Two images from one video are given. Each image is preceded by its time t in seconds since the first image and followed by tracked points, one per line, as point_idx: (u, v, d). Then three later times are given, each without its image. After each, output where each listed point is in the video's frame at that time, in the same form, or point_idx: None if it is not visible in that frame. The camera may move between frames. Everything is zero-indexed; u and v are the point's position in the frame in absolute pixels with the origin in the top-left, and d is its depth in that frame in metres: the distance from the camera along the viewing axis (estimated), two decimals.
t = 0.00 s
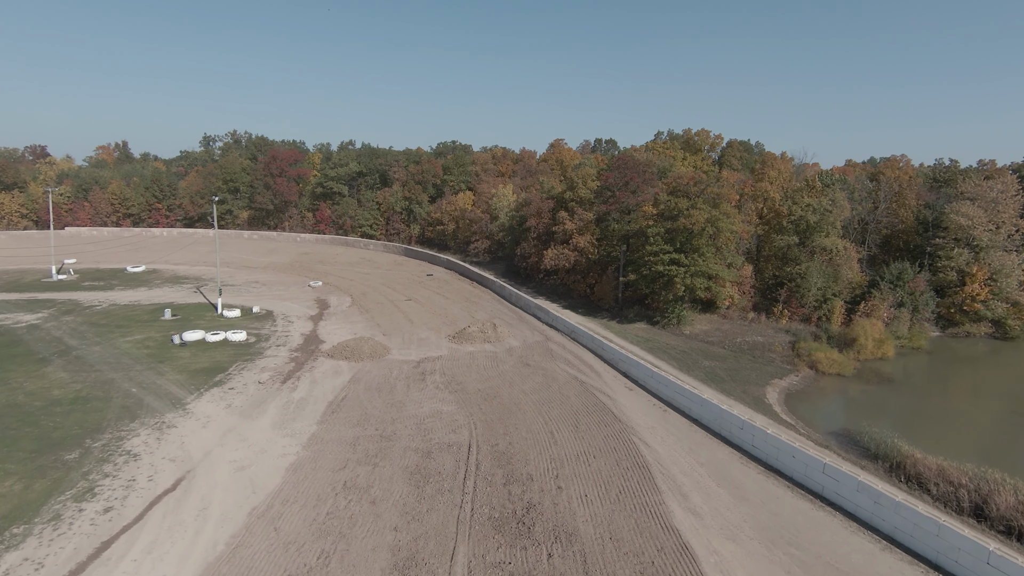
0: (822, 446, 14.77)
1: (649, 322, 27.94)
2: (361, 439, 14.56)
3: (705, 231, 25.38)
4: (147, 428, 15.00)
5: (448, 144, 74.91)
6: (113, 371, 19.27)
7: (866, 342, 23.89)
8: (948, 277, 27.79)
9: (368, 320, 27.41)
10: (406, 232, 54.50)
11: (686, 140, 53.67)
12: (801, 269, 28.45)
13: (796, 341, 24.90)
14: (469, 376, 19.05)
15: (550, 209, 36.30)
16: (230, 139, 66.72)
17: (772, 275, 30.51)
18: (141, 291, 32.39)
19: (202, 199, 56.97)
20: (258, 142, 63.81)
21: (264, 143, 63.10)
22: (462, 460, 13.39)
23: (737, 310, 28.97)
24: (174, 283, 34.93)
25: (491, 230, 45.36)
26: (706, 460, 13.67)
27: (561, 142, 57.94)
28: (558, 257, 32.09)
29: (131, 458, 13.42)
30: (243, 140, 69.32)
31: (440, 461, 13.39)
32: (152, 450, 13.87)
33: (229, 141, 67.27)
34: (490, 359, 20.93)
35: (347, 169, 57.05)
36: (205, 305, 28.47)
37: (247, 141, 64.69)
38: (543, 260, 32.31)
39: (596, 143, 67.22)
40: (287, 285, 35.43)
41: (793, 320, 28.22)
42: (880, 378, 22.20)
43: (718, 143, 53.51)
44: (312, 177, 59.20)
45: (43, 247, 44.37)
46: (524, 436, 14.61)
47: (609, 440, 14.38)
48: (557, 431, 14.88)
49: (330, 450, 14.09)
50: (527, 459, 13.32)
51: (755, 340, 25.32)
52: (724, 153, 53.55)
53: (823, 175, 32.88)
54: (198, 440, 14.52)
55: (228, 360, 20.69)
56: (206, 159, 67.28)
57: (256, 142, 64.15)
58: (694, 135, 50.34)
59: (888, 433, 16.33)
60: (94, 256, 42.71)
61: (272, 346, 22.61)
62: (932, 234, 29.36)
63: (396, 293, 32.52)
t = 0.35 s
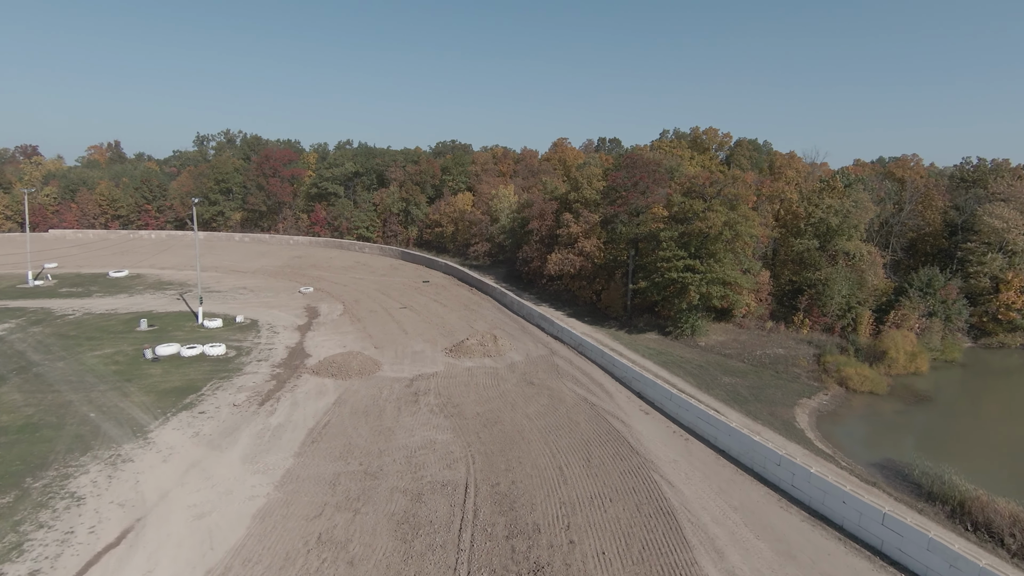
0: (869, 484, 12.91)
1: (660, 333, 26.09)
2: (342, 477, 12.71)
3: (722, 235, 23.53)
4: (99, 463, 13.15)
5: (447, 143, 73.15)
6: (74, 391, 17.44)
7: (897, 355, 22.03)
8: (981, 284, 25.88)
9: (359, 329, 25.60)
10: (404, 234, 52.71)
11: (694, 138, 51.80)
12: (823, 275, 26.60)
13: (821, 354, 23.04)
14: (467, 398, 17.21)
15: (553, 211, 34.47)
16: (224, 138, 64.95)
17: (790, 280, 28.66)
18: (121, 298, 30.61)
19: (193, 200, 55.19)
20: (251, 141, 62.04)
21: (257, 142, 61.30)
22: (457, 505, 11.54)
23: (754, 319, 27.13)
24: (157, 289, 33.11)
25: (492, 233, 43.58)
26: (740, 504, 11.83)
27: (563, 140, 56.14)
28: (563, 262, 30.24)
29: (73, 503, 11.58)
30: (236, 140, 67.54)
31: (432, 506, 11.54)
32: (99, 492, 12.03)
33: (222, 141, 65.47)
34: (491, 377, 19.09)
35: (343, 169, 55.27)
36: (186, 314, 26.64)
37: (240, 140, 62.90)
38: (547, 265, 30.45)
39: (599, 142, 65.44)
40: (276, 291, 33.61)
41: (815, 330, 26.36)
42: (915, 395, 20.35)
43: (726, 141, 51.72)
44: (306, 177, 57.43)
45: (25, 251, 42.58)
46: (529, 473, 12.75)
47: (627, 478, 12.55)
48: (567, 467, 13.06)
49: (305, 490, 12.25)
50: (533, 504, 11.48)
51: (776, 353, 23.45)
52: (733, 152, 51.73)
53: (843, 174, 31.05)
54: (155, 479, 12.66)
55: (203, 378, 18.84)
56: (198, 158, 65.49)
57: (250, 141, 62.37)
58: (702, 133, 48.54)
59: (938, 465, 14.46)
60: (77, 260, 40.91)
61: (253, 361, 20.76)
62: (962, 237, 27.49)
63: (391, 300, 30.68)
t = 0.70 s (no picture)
0: (939, 537, 11.01)
1: (679, 345, 24.17)
2: (322, 527, 10.90)
3: (749, 240, 21.56)
4: (43, 507, 11.38)
5: (452, 143, 71.41)
6: (33, 414, 15.72)
7: (944, 374, 20.01)
8: None
9: (355, 341, 23.80)
10: (407, 236, 50.99)
11: (710, 138, 49.77)
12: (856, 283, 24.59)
13: (858, 371, 21.05)
14: (470, 424, 15.38)
15: (563, 213, 32.59)
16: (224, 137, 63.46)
17: (819, 289, 26.66)
18: (106, 305, 29.01)
19: (191, 201, 53.68)
20: (252, 140, 60.49)
21: (257, 141, 59.70)
22: (455, 567, 9.69)
23: (780, 330, 25.17)
24: (146, 295, 31.49)
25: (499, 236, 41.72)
26: (791, 566, 9.93)
27: (573, 139, 54.27)
28: (574, 268, 28.36)
29: (3, 561, 9.81)
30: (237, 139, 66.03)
31: (426, 568, 9.70)
32: (36, 546, 10.24)
33: (222, 140, 63.96)
34: (496, 398, 17.24)
35: (345, 169, 53.61)
36: (171, 324, 24.96)
37: (240, 139, 61.36)
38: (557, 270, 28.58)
39: (609, 141, 63.56)
40: (271, 297, 31.90)
41: (847, 343, 24.36)
42: (967, 419, 18.32)
43: (743, 140, 49.71)
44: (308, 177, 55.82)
45: (14, 255, 41.13)
46: (540, 523, 10.91)
47: (656, 532, 10.69)
48: (585, 515, 11.21)
49: (278, 544, 10.43)
50: (545, 567, 9.62)
51: (808, 369, 21.50)
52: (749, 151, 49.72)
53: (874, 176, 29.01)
54: (106, 527, 10.89)
55: (179, 399, 17.11)
56: (198, 158, 64.01)
57: (250, 140, 60.81)
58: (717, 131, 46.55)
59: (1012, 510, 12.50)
60: (67, 263, 39.40)
61: (236, 378, 19.00)
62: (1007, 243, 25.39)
63: (391, 308, 28.92)
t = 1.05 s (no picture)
0: None
1: (702, 360, 22.24)
2: None
3: (782, 247, 19.58)
4: None
5: (459, 142, 69.66)
6: None
7: (1002, 398, 17.95)
8: None
9: (351, 354, 22.01)
10: (411, 239, 49.26)
11: (727, 137, 47.65)
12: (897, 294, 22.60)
13: (904, 392, 19.03)
14: (473, 457, 13.52)
15: (575, 216, 30.73)
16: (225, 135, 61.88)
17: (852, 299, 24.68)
18: (90, 312, 27.40)
19: (190, 202, 52.20)
20: (253, 139, 59.00)
21: (259, 140, 58.10)
22: None
23: (812, 344, 23.22)
24: (134, 301, 29.88)
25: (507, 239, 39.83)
26: None
27: (583, 138, 52.37)
28: (587, 274, 26.46)
29: None
30: (239, 138, 64.55)
31: None
32: None
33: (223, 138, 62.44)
34: (503, 425, 15.38)
35: (348, 169, 51.98)
36: (154, 334, 23.29)
37: (241, 138, 59.89)
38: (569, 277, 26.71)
39: (621, 141, 61.65)
40: (265, 304, 30.20)
41: (885, 359, 22.37)
42: None
43: (761, 139, 47.65)
44: (309, 177, 54.05)
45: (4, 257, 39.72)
46: None
47: None
48: None
49: None
50: None
51: (847, 389, 19.52)
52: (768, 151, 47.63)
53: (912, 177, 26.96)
54: None
55: (149, 424, 15.37)
56: (199, 158, 62.60)
57: (252, 139, 59.25)
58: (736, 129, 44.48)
59: None
60: (57, 267, 37.95)
61: (217, 399, 17.24)
62: None
63: (391, 317, 27.15)
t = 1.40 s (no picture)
0: None
1: (724, 378, 20.37)
2: None
3: (817, 256, 17.66)
4: None
5: (461, 141, 67.81)
6: None
7: None
8: None
9: (341, 369, 20.19)
10: (412, 241, 47.49)
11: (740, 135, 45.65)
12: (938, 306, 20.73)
13: (953, 417, 17.15)
14: (472, 503, 11.66)
15: (583, 219, 28.92)
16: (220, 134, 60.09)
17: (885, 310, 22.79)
18: (66, 320, 25.63)
19: (183, 202, 50.48)
20: (249, 137, 57.27)
21: (255, 139, 56.39)
22: None
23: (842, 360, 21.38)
24: (114, 308, 28.11)
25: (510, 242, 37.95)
26: None
27: (590, 137, 50.47)
28: (598, 282, 24.61)
29: None
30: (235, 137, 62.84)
31: None
32: None
33: (219, 136, 60.72)
34: (506, 459, 13.52)
35: (346, 169, 50.21)
36: (129, 346, 21.49)
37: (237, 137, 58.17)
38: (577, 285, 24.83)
39: (628, 140, 59.75)
40: (253, 312, 28.40)
41: (925, 377, 20.52)
42: None
43: (776, 137, 45.67)
44: (306, 176, 52.27)
45: None
46: None
47: None
48: None
49: None
50: None
51: (887, 413, 17.62)
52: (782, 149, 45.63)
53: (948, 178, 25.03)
54: None
55: (105, 456, 13.55)
56: (194, 156, 60.90)
57: (248, 137, 57.52)
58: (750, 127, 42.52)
59: None
60: (40, 270, 36.22)
61: (186, 424, 15.42)
62: None
63: (387, 327, 25.32)
